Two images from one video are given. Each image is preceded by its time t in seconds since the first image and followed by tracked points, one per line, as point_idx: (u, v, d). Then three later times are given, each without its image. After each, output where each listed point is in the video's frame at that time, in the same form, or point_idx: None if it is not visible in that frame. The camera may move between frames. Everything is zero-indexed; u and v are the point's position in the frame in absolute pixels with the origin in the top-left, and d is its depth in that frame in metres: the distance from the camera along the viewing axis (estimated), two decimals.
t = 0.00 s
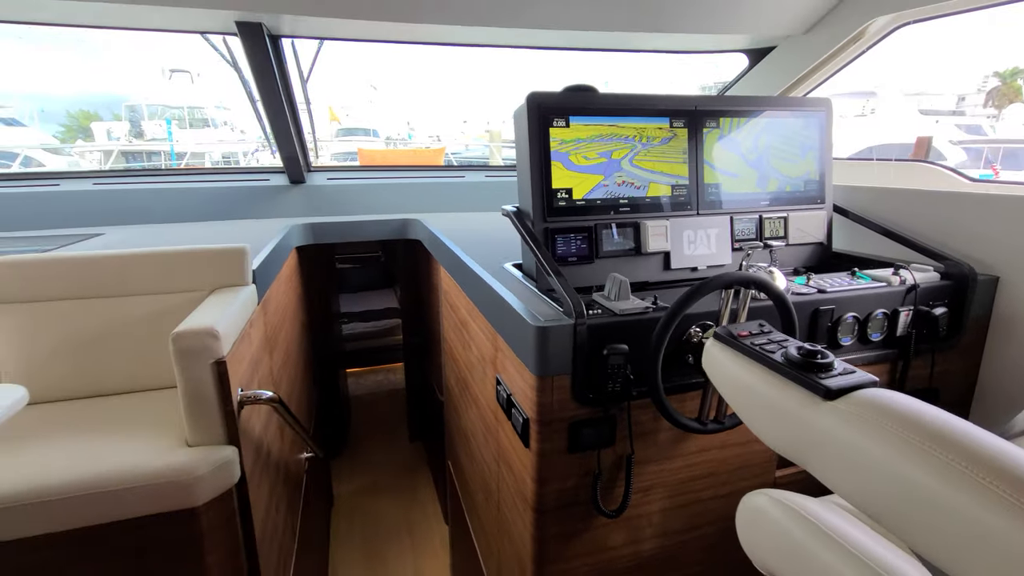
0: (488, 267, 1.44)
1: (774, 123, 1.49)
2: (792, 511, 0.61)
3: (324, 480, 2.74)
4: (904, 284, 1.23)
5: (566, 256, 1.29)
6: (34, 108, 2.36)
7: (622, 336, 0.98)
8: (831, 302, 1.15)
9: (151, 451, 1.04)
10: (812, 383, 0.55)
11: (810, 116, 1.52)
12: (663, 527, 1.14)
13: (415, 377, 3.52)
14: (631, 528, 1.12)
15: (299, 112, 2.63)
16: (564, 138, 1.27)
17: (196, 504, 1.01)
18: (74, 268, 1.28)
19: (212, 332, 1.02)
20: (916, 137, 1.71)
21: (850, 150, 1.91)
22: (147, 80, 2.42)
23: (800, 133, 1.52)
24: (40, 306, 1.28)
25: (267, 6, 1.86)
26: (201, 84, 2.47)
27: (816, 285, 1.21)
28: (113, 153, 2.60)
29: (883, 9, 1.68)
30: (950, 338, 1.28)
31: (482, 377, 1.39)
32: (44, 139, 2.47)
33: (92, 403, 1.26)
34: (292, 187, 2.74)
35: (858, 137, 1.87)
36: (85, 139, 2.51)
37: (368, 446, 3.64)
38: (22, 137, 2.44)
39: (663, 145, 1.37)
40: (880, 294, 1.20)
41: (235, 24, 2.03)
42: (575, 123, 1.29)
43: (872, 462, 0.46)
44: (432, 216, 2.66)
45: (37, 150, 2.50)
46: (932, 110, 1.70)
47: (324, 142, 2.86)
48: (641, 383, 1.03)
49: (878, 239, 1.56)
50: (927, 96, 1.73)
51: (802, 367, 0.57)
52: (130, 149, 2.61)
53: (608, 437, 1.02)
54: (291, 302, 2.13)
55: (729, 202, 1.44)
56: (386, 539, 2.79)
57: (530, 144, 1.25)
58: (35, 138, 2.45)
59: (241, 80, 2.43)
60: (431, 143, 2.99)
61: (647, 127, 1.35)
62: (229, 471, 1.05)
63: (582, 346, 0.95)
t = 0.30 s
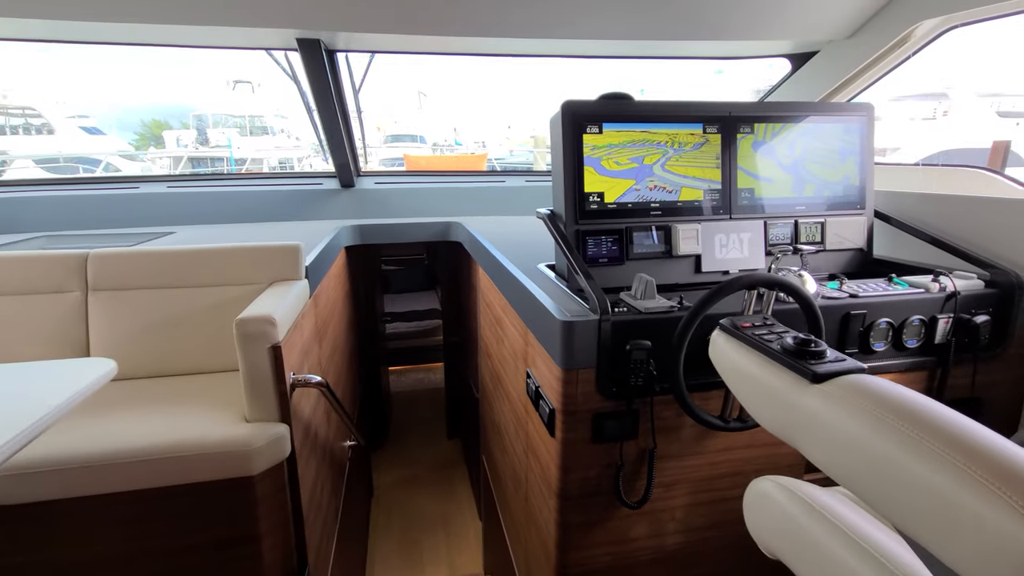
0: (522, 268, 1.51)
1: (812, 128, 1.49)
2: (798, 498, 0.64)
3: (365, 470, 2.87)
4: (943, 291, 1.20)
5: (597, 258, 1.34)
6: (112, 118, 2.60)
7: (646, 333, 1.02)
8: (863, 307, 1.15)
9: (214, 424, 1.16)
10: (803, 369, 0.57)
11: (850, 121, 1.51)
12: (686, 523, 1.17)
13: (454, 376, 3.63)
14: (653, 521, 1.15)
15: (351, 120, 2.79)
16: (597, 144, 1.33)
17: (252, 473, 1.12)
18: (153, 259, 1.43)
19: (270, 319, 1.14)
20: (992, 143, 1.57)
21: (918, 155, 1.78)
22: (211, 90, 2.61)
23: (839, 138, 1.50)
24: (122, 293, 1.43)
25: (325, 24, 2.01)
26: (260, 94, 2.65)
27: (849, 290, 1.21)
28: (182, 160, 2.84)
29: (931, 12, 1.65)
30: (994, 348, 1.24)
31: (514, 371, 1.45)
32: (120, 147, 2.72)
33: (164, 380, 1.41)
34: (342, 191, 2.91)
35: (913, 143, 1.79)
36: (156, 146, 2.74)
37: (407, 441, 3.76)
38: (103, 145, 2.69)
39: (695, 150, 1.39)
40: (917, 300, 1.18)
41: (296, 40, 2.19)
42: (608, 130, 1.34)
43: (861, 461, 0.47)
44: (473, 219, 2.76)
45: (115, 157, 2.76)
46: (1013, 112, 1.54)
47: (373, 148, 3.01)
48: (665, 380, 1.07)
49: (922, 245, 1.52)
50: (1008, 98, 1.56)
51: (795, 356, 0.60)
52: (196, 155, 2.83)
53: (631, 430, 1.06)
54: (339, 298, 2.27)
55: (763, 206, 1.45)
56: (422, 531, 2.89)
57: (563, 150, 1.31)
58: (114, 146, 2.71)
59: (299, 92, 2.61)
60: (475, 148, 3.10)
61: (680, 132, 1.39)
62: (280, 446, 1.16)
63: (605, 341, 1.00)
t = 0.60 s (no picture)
0: (543, 268, 1.57)
1: (833, 133, 1.49)
2: (786, 481, 0.71)
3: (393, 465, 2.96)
4: (963, 296, 1.19)
5: (614, 259, 1.38)
6: (166, 128, 2.80)
7: (656, 329, 1.06)
8: (878, 310, 1.15)
9: (253, 406, 1.27)
10: (777, 348, 0.57)
11: (873, 126, 1.51)
12: (696, 518, 1.20)
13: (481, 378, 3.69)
14: (662, 514, 1.18)
15: (387, 128, 2.91)
16: (615, 150, 1.38)
17: (286, 452, 1.22)
18: (203, 256, 1.56)
19: (305, 311, 1.23)
20: None
21: (977, 162, 1.65)
22: (258, 101, 2.77)
23: (862, 143, 1.50)
24: (175, 287, 1.56)
25: (363, 38, 2.13)
26: (304, 104, 2.80)
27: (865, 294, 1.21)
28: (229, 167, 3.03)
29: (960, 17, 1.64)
30: (1018, 355, 1.22)
31: (533, 368, 1.51)
32: (173, 155, 2.90)
33: (210, 367, 1.53)
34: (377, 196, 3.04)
35: (970, 150, 1.66)
36: (205, 154, 2.92)
37: (434, 441, 3.85)
38: (158, 153, 2.88)
39: (712, 156, 1.43)
40: (935, 304, 1.17)
41: (336, 54, 2.32)
42: (627, 135, 1.38)
43: (846, 425, 0.46)
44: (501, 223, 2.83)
45: (167, 164, 2.95)
46: None
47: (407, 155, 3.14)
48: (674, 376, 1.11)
49: (949, 252, 1.51)
50: None
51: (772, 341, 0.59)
52: (242, 162, 3.01)
53: (641, 422, 1.10)
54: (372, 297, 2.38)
55: (781, 211, 1.47)
56: (446, 527, 2.96)
57: (582, 155, 1.37)
58: (166, 154, 2.90)
59: (338, 102, 2.75)
60: (512, 156, 3.17)
61: (697, 138, 1.42)
62: (312, 428, 1.25)
63: (616, 336, 1.05)
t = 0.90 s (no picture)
0: (557, 270, 1.63)
1: (843, 141, 1.52)
2: (773, 465, 0.77)
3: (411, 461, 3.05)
4: (969, 301, 1.21)
5: (624, 261, 1.44)
6: (200, 135, 2.96)
7: (660, 327, 1.12)
8: (881, 313, 1.18)
9: (283, 393, 1.36)
10: (751, 338, 0.61)
11: (883, 133, 1.53)
12: (699, 511, 1.24)
13: (499, 380, 3.76)
14: (666, 506, 1.23)
15: (411, 135, 3.02)
16: (626, 157, 1.43)
17: (312, 436, 1.31)
18: (239, 254, 1.68)
19: (331, 306, 1.33)
20: None
21: (1019, 170, 1.58)
22: (289, 108, 2.89)
23: (871, 150, 1.53)
24: (213, 283, 1.67)
25: (390, 50, 2.24)
26: (332, 110, 2.89)
27: (869, 297, 1.24)
28: (259, 172, 3.18)
29: (975, 27, 1.65)
30: None
31: (546, 365, 1.58)
32: (206, 159, 3.08)
33: (243, 358, 1.63)
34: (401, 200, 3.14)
35: (1011, 158, 1.59)
36: (237, 159, 3.09)
37: (452, 440, 3.92)
38: (193, 158, 3.05)
39: (722, 162, 1.47)
40: (939, 309, 1.20)
41: (365, 65, 2.44)
42: (638, 143, 1.44)
43: (800, 400, 0.50)
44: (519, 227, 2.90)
45: (202, 168, 3.14)
46: None
47: (431, 161, 3.24)
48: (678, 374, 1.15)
49: (960, 259, 1.52)
50: None
51: (751, 331, 0.62)
52: (272, 167, 3.16)
53: (645, 416, 1.15)
54: (394, 297, 2.48)
55: (791, 217, 1.51)
56: (461, 523, 3.02)
57: (594, 161, 1.43)
58: (201, 159, 3.07)
59: (365, 110, 2.87)
60: (534, 162, 3.24)
61: (706, 146, 1.47)
62: (336, 415, 1.34)
63: (622, 333, 1.11)
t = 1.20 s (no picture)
0: (567, 272, 1.69)
1: (847, 147, 1.56)
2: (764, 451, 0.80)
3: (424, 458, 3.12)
4: (969, 304, 1.23)
5: (631, 263, 1.49)
6: (224, 140, 3.11)
7: (663, 325, 1.17)
8: (880, 314, 1.21)
9: (305, 385, 1.44)
10: (734, 326, 0.67)
11: (887, 140, 1.56)
12: (701, 505, 1.29)
13: (512, 382, 3.80)
14: (669, 499, 1.28)
15: (428, 141, 3.11)
16: (634, 162, 1.49)
17: (332, 426, 1.39)
18: (265, 254, 1.77)
19: (351, 303, 1.40)
20: None
21: None
22: (311, 115, 3.00)
23: (875, 156, 1.56)
24: (240, 281, 1.77)
25: (409, 60, 2.32)
26: (351, 117, 3.01)
27: (869, 299, 1.27)
28: (280, 176, 3.29)
29: (981, 35, 1.67)
30: None
31: (555, 364, 1.63)
32: (229, 164, 3.19)
33: (268, 352, 1.71)
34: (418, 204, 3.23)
35: None
36: (258, 164, 3.19)
37: (465, 440, 3.98)
38: (216, 163, 3.17)
39: (727, 168, 1.52)
40: (939, 311, 1.22)
41: (384, 75, 2.53)
42: (645, 149, 1.50)
43: (775, 382, 0.55)
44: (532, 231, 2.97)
45: (226, 173, 3.25)
46: None
47: (447, 167, 3.33)
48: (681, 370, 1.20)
49: (965, 264, 1.54)
50: None
51: (738, 322, 0.68)
52: (292, 171, 3.27)
53: (648, 411, 1.20)
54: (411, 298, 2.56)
55: (795, 221, 1.55)
56: (473, 521, 3.08)
57: (603, 167, 1.49)
58: (225, 164, 3.19)
59: (384, 117, 2.97)
60: (549, 167, 3.30)
61: (712, 152, 1.52)
62: (354, 406, 1.42)
63: (626, 330, 1.16)
